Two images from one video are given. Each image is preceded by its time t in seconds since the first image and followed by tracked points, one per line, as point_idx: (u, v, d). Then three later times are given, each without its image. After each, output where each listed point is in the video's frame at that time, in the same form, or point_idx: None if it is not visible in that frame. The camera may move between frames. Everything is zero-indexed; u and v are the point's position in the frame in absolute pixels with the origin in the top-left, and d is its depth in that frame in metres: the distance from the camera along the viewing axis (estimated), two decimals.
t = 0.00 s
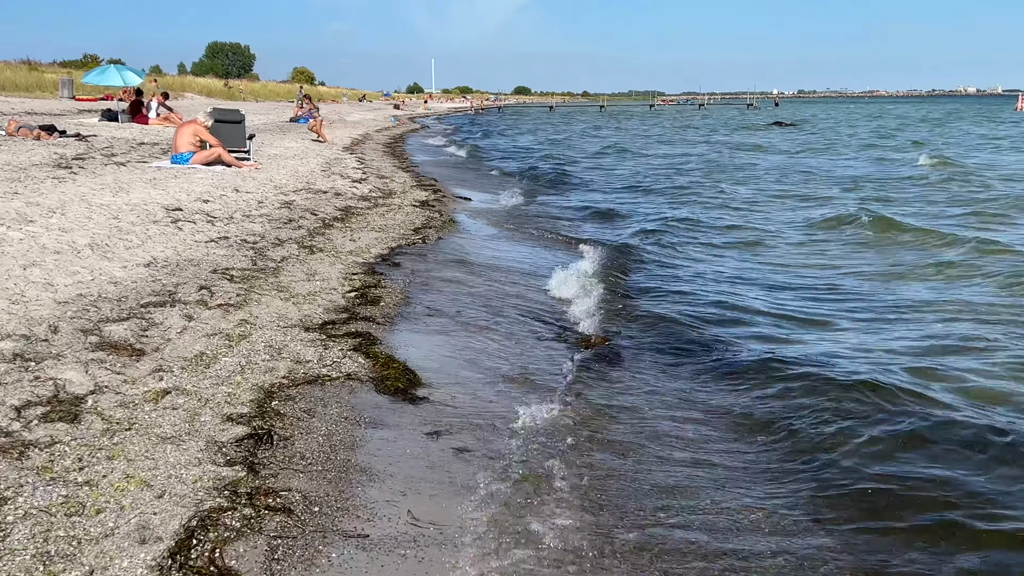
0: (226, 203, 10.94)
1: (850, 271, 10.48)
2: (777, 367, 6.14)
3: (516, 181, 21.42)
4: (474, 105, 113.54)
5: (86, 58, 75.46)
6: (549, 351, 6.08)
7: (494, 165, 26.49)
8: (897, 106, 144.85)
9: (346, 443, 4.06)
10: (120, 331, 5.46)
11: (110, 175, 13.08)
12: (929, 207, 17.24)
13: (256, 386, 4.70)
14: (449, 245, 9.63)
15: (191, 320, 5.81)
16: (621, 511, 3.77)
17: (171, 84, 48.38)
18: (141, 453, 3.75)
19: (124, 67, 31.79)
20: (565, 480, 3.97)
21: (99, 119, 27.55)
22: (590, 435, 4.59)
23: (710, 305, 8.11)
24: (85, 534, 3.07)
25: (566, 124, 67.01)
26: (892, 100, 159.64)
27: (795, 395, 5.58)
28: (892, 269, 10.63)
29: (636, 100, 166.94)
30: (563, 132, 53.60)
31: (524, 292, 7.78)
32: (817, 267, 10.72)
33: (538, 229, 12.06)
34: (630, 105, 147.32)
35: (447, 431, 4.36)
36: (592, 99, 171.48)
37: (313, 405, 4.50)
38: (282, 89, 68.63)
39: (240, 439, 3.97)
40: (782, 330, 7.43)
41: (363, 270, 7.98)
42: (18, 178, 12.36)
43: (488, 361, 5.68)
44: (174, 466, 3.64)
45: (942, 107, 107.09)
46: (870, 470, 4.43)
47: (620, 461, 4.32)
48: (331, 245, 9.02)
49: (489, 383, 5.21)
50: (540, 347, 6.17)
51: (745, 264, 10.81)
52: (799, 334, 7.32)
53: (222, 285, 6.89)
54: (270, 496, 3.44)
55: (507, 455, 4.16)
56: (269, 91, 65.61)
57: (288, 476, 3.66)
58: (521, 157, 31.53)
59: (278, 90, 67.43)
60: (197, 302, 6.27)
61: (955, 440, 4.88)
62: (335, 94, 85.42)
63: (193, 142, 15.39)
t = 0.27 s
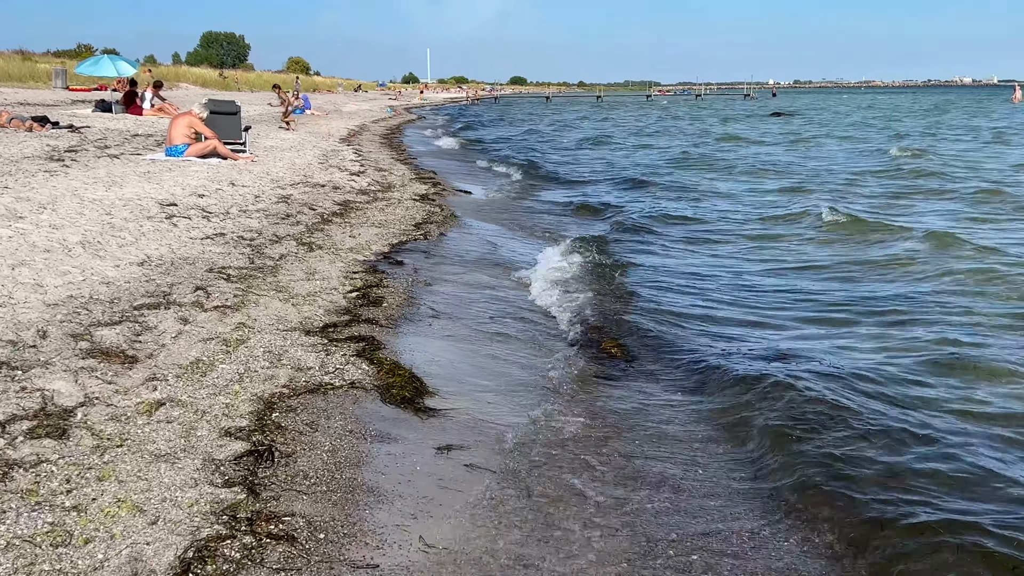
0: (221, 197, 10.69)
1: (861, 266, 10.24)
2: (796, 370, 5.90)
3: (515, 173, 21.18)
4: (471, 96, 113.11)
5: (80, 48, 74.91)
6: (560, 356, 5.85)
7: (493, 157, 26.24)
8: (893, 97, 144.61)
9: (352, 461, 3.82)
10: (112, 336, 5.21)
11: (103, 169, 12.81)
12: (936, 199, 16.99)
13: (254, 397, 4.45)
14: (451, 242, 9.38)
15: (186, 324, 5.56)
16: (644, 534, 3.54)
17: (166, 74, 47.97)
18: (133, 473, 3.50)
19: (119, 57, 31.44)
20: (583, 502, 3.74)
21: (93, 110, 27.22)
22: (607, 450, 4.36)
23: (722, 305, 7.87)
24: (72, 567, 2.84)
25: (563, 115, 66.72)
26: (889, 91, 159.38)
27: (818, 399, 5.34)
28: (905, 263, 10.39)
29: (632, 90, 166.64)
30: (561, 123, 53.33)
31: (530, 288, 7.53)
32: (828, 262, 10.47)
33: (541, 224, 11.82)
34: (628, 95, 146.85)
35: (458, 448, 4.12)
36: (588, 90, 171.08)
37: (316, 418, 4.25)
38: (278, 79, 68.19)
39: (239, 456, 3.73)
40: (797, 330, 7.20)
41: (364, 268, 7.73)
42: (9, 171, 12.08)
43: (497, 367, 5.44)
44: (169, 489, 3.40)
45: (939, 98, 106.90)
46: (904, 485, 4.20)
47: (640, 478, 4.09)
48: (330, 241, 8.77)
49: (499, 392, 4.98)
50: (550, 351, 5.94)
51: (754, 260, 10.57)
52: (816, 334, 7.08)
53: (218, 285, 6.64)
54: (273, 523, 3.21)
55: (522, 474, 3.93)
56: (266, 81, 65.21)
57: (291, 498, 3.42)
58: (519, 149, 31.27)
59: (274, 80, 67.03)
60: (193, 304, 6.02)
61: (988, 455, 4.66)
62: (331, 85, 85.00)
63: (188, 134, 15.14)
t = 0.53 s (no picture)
0: (219, 195, 10.46)
1: (874, 262, 10.03)
2: (821, 380, 5.69)
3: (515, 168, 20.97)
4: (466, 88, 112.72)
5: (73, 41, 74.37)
6: (575, 365, 5.63)
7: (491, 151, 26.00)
8: (889, 90, 144.53)
9: (368, 485, 3.61)
10: (111, 347, 4.98)
11: (97, 165, 12.55)
12: (942, 193, 16.80)
13: (261, 413, 4.23)
14: (456, 242, 9.15)
15: (188, 333, 5.33)
16: (679, 566, 3.34)
17: (161, 66, 47.59)
18: (135, 502, 3.29)
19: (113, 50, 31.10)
20: (613, 531, 3.53)
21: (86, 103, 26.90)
22: (633, 470, 4.15)
23: (737, 306, 7.66)
24: None
25: (559, 107, 66.44)
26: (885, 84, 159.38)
27: (846, 411, 5.13)
28: (918, 259, 10.19)
29: (628, 82, 166.28)
30: (558, 116, 53.06)
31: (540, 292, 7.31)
32: (841, 257, 10.26)
33: (545, 221, 11.59)
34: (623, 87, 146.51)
35: (478, 471, 3.91)
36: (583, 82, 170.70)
37: (327, 437, 4.04)
38: (272, 72, 67.79)
39: (247, 481, 3.52)
40: (817, 330, 6.98)
41: (369, 271, 7.50)
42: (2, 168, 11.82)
43: (512, 379, 5.23)
44: (174, 520, 3.18)
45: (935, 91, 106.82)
46: (946, 507, 3.99)
47: (670, 501, 3.88)
48: (332, 242, 8.55)
49: (515, 407, 4.77)
50: (565, 360, 5.72)
51: (764, 256, 10.36)
52: (836, 334, 6.86)
53: (220, 290, 6.41)
54: (287, 558, 3.00)
55: (546, 499, 3.72)
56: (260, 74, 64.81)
57: (304, 529, 3.21)
58: (517, 143, 31.02)
59: (269, 73, 66.65)
60: (194, 311, 5.80)
61: None
62: (325, 77, 84.59)
63: (184, 129, 14.93)
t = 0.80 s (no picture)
0: (216, 193, 10.24)
1: (885, 257, 9.85)
2: (847, 385, 5.49)
3: (513, 163, 20.78)
4: (461, 82, 112.35)
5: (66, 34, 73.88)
6: (590, 375, 5.42)
7: (489, 146, 25.79)
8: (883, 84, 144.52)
9: (382, 511, 3.41)
10: (107, 358, 4.76)
11: (91, 163, 12.31)
12: (946, 186, 16.64)
13: (266, 431, 4.03)
14: (460, 242, 8.95)
15: (187, 343, 5.11)
16: None
17: (154, 61, 47.24)
18: (135, 533, 3.08)
19: (106, 44, 30.78)
20: (641, 561, 3.33)
21: (79, 98, 26.61)
22: (658, 488, 3.94)
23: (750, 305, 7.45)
24: None
25: (555, 102, 66.17)
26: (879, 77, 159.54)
27: (873, 419, 4.93)
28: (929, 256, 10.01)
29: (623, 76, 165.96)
30: (554, 110, 52.80)
31: (548, 296, 7.10)
32: (851, 251, 10.06)
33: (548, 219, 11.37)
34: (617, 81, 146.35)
35: (497, 494, 3.71)
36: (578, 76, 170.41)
37: (336, 456, 3.84)
38: (267, 66, 67.43)
39: (254, 507, 3.31)
40: (836, 327, 6.77)
41: (372, 274, 7.28)
42: None
43: (525, 391, 5.02)
44: (178, 553, 2.98)
45: (930, 85, 106.79)
46: (990, 520, 3.80)
47: (698, 523, 3.68)
48: (333, 242, 8.35)
49: (530, 422, 4.57)
50: (577, 368, 5.51)
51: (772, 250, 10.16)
52: (855, 332, 6.65)
53: (219, 296, 6.19)
54: None
55: (570, 525, 3.53)
56: (255, 68, 64.44)
57: (317, 563, 3.01)
58: (514, 138, 30.80)
59: (263, 67, 66.29)
60: (192, 319, 5.59)
61: None
62: (320, 71, 84.20)
63: (179, 125, 14.63)
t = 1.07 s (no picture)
0: (212, 189, 10.00)
1: (895, 257, 9.68)
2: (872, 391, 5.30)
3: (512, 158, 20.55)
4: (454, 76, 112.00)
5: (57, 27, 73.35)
6: (606, 379, 5.20)
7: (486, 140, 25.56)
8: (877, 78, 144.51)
9: (397, 531, 3.18)
10: (100, 365, 4.52)
11: (83, 157, 12.04)
12: (950, 182, 16.49)
13: (270, 442, 3.79)
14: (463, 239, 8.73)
15: (185, 348, 4.87)
16: None
17: (147, 54, 46.84)
18: (132, 560, 2.84)
19: (98, 37, 30.43)
20: None
21: (71, 91, 26.28)
22: (686, 505, 3.74)
23: (765, 304, 7.25)
24: None
25: (550, 95, 65.90)
26: (874, 72, 159.53)
27: (900, 429, 4.73)
28: (940, 255, 9.84)
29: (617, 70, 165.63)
30: (549, 104, 52.53)
31: (557, 296, 6.88)
32: (860, 250, 9.89)
33: (551, 215, 11.17)
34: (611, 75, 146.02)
35: (518, 512, 3.48)
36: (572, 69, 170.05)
37: (345, 470, 3.61)
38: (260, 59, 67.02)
39: (260, 530, 3.08)
40: (854, 329, 6.58)
41: (375, 273, 7.05)
42: None
43: (540, 396, 4.79)
44: None
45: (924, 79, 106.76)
46: None
47: (731, 545, 3.46)
48: (333, 239, 8.12)
49: (548, 431, 4.34)
50: (592, 372, 5.29)
51: (781, 247, 9.97)
52: (874, 334, 6.46)
53: (217, 297, 5.95)
54: None
55: (597, 547, 3.30)
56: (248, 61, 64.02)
57: None
58: (511, 131, 30.55)
59: (257, 60, 65.88)
60: (190, 321, 5.35)
61: None
62: (313, 65, 83.81)
63: (173, 118, 14.37)
